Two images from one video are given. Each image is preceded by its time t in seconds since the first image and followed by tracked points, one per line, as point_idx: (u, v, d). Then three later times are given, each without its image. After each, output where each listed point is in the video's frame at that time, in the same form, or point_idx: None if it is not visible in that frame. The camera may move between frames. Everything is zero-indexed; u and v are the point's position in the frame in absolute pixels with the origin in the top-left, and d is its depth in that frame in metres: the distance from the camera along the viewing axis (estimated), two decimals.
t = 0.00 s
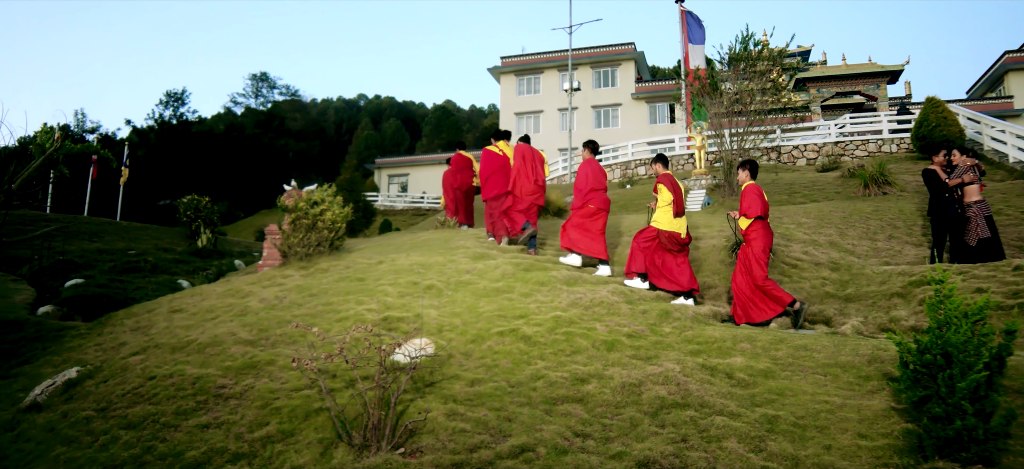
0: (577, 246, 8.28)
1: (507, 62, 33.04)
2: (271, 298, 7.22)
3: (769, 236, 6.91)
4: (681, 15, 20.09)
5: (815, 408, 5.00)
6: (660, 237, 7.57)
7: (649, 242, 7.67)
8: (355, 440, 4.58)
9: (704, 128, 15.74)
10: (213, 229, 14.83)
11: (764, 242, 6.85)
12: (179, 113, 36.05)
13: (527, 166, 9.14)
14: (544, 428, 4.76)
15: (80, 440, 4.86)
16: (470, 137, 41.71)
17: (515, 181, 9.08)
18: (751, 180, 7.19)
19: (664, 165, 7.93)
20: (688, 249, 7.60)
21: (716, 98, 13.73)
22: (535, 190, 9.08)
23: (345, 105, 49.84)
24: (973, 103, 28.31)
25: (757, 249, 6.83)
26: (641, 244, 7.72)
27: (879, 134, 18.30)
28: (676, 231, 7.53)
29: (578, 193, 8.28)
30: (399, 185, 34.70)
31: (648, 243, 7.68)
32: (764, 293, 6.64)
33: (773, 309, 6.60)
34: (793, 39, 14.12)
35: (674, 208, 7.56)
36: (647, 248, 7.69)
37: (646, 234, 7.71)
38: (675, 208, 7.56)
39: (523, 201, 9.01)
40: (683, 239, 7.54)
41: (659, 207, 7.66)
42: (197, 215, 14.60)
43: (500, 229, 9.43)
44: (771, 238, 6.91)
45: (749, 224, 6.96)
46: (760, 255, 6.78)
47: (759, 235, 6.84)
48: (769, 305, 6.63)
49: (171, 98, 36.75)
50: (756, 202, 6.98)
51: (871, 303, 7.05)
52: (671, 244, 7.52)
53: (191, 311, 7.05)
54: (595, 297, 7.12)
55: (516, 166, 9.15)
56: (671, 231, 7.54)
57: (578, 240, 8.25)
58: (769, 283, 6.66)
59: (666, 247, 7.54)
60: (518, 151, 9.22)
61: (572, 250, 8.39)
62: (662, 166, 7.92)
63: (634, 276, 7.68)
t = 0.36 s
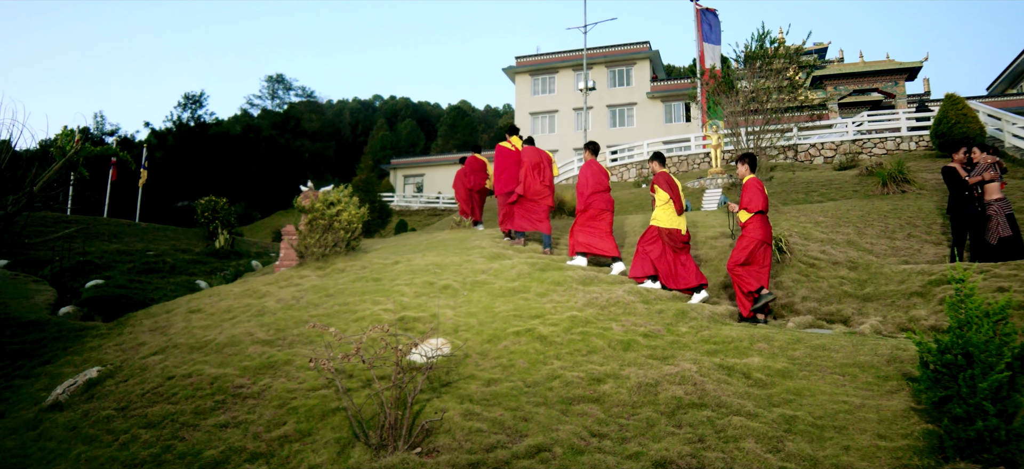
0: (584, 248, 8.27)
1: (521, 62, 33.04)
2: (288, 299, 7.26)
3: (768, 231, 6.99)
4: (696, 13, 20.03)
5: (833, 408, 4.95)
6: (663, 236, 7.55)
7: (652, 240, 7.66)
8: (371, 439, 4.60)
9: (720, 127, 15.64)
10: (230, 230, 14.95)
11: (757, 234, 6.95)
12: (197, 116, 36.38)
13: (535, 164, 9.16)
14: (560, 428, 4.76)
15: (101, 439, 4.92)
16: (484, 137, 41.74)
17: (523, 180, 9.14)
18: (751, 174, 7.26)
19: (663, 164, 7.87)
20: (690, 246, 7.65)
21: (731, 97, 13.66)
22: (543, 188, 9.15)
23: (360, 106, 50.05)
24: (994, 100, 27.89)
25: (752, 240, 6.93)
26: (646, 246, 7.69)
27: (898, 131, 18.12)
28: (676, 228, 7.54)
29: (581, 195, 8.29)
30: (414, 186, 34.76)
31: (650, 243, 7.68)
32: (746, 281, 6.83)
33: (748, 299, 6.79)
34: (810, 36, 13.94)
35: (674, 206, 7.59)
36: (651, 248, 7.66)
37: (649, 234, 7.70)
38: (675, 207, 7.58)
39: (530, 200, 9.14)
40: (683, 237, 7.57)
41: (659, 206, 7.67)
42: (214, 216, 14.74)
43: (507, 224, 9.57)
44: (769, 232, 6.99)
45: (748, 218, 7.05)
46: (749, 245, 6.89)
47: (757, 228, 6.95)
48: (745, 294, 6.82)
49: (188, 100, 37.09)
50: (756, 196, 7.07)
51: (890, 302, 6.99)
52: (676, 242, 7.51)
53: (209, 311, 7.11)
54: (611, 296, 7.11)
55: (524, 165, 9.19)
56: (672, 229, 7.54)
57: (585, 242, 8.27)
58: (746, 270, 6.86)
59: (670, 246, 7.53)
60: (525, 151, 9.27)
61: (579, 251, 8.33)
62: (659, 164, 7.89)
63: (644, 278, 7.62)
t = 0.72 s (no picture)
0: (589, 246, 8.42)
1: (534, 61, 33.08)
2: (302, 299, 7.30)
3: (770, 234, 7.00)
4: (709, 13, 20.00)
5: (849, 409, 4.91)
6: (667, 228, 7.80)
7: (662, 235, 7.77)
8: (385, 439, 4.60)
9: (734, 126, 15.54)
10: (245, 231, 15.05)
11: (754, 235, 7.01)
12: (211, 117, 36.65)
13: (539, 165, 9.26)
14: (574, 428, 4.75)
15: (118, 438, 4.96)
16: (497, 137, 41.76)
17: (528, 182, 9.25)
18: (751, 174, 7.38)
19: (662, 157, 8.17)
20: (687, 239, 7.97)
21: (745, 95, 13.59)
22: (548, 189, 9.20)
23: (373, 107, 50.21)
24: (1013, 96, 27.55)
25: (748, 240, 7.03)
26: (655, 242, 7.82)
27: (913, 129, 17.98)
28: (679, 221, 7.86)
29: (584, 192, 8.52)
30: (428, 186, 34.82)
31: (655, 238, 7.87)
32: (724, 270, 7.10)
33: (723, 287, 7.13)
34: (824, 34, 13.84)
35: (673, 199, 7.89)
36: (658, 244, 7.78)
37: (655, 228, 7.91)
38: (674, 199, 7.88)
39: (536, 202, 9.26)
40: (683, 229, 7.89)
41: (659, 200, 7.98)
42: (229, 217, 14.86)
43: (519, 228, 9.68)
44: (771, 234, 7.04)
45: (750, 219, 7.12)
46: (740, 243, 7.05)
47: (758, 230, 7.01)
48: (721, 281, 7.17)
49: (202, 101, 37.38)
50: (758, 198, 7.17)
51: (906, 302, 6.93)
52: (676, 234, 7.82)
53: (224, 311, 7.16)
54: (625, 296, 7.09)
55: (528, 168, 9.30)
56: (674, 221, 7.84)
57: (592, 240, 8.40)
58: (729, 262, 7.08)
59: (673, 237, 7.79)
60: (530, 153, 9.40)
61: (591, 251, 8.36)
62: (659, 157, 8.21)
63: (659, 278, 7.64)
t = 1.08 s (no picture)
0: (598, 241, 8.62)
1: (549, 61, 33.05)
2: (320, 299, 7.35)
3: (769, 235, 7.08)
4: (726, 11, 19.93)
5: (869, 409, 4.86)
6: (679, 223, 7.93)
7: (674, 229, 7.90)
8: (403, 439, 4.61)
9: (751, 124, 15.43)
10: (263, 232, 15.20)
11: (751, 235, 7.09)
12: (229, 119, 36.96)
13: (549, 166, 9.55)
14: (592, 428, 4.74)
15: (139, 437, 5.02)
16: (513, 136, 41.76)
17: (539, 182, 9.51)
18: (748, 175, 7.56)
19: (667, 151, 8.23)
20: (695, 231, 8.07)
21: (762, 93, 13.52)
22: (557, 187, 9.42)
23: (389, 107, 50.40)
24: None
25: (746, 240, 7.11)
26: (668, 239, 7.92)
27: (934, 126, 17.78)
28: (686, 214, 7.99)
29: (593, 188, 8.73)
30: (443, 186, 34.90)
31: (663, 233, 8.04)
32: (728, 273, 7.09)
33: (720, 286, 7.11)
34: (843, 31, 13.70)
35: (676, 194, 7.95)
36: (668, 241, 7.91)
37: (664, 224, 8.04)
38: (677, 194, 7.95)
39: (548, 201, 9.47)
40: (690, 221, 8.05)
41: (665, 195, 8.11)
42: (247, 218, 15.02)
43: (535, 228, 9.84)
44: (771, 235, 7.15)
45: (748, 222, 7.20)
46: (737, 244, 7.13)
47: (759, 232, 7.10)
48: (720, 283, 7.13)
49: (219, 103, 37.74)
50: (755, 200, 7.25)
51: (927, 301, 6.85)
52: (686, 228, 7.97)
53: (243, 312, 7.23)
54: (642, 296, 7.07)
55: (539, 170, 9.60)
56: (683, 215, 7.96)
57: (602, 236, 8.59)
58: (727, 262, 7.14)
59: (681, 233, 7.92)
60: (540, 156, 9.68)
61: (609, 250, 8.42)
62: (664, 152, 8.25)
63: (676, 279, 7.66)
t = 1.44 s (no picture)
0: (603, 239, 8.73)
1: (560, 61, 33.05)
2: (333, 300, 7.38)
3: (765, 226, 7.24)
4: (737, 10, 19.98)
5: (884, 410, 4.82)
6: (684, 225, 7.93)
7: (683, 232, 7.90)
8: (416, 439, 4.62)
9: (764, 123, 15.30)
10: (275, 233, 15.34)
11: (753, 228, 7.20)
12: (242, 121, 37.18)
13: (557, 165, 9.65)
14: (604, 428, 4.73)
15: (153, 437, 5.06)
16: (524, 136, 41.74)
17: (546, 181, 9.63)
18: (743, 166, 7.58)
19: (670, 153, 8.22)
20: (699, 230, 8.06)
21: (774, 92, 13.49)
22: (564, 186, 9.54)
23: (402, 108, 50.51)
24: None
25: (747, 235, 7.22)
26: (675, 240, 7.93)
27: (949, 124, 17.64)
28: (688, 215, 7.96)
29: (596, 188, 8.81)
30: (455, 187, 34.95)
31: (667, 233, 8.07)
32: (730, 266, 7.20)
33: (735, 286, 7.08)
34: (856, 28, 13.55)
35: (678, 194, 7.90)
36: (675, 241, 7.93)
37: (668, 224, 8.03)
38: (680, 194, 7.90)
39: (555, 198, 9.56)
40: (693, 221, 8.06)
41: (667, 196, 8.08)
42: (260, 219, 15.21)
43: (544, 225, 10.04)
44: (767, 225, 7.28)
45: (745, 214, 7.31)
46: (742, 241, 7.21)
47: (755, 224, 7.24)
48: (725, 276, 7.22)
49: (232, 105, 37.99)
50: (749, 191, 7.28)
51: (942, 301, 6.79)
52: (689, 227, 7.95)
53: (257, 312, 7.28)
54: (655, 295, 7.06)
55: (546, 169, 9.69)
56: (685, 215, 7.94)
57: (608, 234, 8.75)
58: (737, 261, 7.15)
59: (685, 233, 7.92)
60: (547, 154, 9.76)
61: (618, 249, 8.48)
62: (667, 153, 8.24)
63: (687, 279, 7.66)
